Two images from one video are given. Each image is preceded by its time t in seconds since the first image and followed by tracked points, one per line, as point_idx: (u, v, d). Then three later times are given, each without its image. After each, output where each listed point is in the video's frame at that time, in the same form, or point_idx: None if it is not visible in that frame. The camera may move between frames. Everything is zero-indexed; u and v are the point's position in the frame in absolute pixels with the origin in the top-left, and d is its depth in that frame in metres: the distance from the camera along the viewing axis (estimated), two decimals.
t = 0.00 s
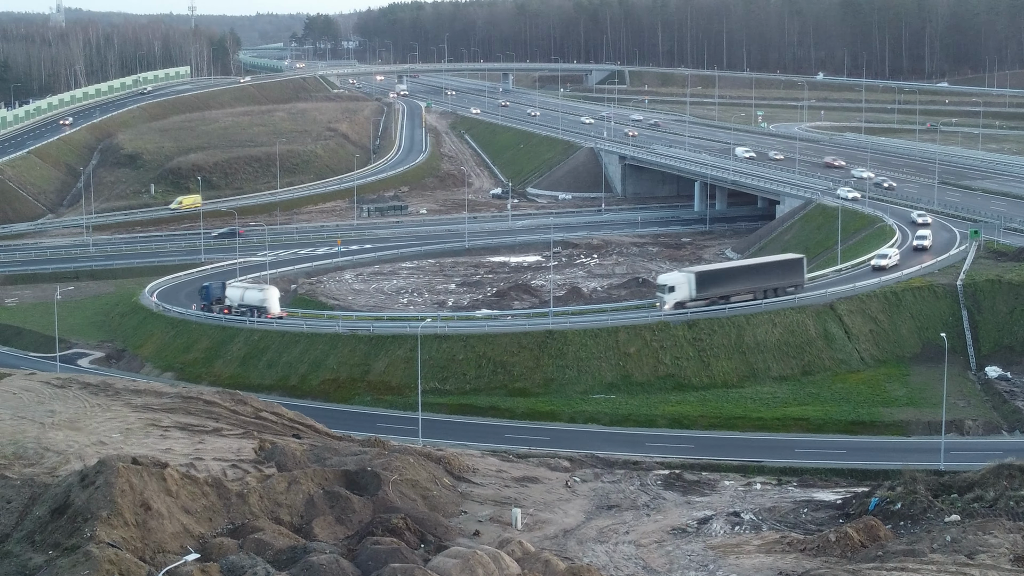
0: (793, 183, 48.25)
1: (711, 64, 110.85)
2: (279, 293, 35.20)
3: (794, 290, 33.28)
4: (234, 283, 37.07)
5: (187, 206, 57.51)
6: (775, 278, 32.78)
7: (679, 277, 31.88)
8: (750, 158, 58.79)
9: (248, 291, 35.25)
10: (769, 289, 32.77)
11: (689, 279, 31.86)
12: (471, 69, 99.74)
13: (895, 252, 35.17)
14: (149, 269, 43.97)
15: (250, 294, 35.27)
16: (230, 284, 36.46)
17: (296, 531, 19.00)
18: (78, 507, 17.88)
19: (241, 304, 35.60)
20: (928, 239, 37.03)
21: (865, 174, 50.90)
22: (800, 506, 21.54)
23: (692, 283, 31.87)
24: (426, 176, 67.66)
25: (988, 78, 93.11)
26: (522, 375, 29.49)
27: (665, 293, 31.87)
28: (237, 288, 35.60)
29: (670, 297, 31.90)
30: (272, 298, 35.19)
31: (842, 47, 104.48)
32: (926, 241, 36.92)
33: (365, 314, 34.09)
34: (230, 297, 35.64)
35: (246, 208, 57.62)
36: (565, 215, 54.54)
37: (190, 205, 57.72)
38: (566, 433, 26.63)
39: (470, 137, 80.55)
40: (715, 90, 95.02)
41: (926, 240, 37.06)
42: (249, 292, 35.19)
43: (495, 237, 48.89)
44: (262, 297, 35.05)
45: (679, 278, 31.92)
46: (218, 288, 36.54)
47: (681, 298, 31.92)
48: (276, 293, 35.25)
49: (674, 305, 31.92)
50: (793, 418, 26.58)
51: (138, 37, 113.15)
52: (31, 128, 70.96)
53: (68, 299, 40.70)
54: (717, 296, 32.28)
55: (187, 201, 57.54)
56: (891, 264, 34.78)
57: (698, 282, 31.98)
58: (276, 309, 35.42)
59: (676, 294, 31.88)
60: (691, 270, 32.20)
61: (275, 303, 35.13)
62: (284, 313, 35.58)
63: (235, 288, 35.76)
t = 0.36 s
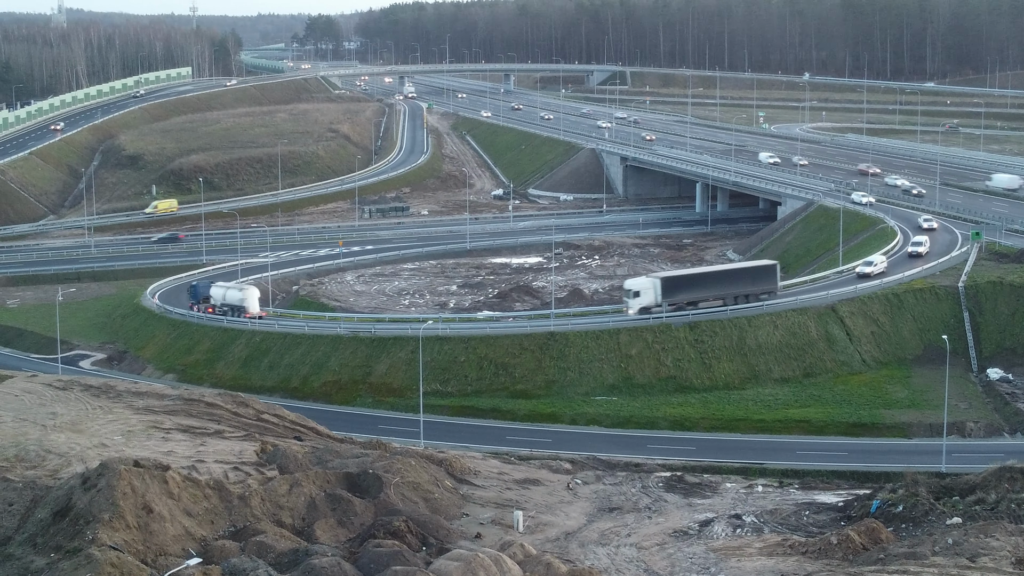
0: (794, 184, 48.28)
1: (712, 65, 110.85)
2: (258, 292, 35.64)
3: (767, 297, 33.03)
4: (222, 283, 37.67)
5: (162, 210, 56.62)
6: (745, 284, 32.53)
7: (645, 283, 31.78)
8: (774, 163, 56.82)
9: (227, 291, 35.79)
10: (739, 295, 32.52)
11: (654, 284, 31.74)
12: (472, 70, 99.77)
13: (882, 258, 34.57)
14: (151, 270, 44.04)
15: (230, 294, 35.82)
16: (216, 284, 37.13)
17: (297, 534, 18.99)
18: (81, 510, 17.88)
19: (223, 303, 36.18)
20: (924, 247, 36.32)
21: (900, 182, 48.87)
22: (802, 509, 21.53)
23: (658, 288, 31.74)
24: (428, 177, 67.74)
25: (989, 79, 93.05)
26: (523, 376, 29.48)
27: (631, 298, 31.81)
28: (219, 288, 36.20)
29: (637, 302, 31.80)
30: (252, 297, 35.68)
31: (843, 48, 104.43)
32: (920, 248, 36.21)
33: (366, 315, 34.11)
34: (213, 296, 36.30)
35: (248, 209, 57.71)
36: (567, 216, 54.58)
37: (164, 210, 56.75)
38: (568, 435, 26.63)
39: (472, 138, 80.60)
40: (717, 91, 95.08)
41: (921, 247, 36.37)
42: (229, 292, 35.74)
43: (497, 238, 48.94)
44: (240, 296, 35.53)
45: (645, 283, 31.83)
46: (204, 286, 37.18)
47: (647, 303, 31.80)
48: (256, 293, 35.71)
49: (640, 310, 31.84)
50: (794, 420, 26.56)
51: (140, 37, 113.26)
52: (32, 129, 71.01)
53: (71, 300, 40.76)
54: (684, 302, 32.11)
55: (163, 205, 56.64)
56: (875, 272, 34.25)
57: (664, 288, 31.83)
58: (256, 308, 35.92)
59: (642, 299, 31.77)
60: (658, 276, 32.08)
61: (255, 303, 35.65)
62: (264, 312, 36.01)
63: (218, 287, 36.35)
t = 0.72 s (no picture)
0: (795, 184, 48.28)
1: (714, 65, 110.92)
2: (239, 291, 35.51)
3: (738, 302, 32.67)
4: (218, 282, 37.85)
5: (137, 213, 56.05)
6: (713, 289, 32.19)
7: (610, 286, 31.64)
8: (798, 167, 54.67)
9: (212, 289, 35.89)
10: (706, 300, 32.15)
11: (619, 288, 31.55)
12: (474, 71, 99.81)
13: (867, 266, 34.14)
14: (153, 270, 44.07)
15: (214, 292, 35.86)
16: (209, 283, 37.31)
17: (299, 535, 18.98)
18: (82, 511, 17.88)
19: (209, 301, 36.26)
20: (919, 253, 35.68)
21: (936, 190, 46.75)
22: (803, 510, 21.52)
23: (623, 292, 31.55)
24: (430, 177, 67.78)
25: (990, 79, 93.06)
26: (525, 377, 29.48)
27: (596, 302, 31.79)
28: (207, 286, 36.35)
29: (601, 306, 31.76)
30: (233, 296, 35.58)
31: (845, 48, 104.42)
32: (914, 254, 35.59)
33: (368, 316, 34.12)
34: (201, 294, 36.46)
35: (250, 209, 57.77)
36: (568, 217, 54.58)
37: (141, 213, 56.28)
38: (569, 436, 26.62)
39: (473, 138, 80.63)
40: (718, 91, 95.13)
41: (916, 253, 35.73)
42: (213, 291, 35.81)
43: (499, 238, 48.96)
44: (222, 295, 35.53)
45: (610, 287, 31.69)
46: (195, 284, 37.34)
47: (611, 307, 31.71)
48: (238, 292, 35.56)
49: (604, 313, 31.80)
50: (796, 421, 26.54)
51: (141, 37, 113.30)
52: (34, 129, 71.09)
53: (72, 300, 40.78)
54: (650, 306, 31.85)
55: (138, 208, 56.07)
56: (858, 279, 33.75)
57: (628, 292, 31.59)
58: (238, 307, 35.77)
59: (606, 303, 31.70)
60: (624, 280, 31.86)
61: (236, 301, 35.53)
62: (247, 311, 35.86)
63: (205, 285, 36.45)
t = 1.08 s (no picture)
0: (796, 184, 48.24)
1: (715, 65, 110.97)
2: (226, 290, 35.37)
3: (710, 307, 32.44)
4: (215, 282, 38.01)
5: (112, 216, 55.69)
6: (681, 293, 32.04)
7: (576, 288, 32.01)
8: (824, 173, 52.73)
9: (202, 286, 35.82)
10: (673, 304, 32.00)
11: (584, 291, 31.89)
12: (475, 71, 99.74)
13: (850, 271, 33.50)
14: (154, 270, 44.05)
15: (203, 290, 35.83)
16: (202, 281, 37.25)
17: (300, 536, 18.97)
18: (83, 511, 17.87)
19: (198, 298, 36.28)
20: (910, 258, 35.18)
21: (971, 196, 45.11)
22: (804, 510, 21.50)
23: (587, 295, 31.85)
24: (431, 178, 67.79)
25: (991, 79, 93.06)
26: (526, 377, 29.46)
27: (562, 304, 32.24)
28: (197, 283, 36.39)
29: (567, 308, 32.17)
30: (220, 294, 35.47)
31: (846, 48, 104.41)
32: (905, 259, 35.08)
33: (368, 316, 34.11)
34: (192, 291, 36.53)
35: (251, 209, 57.77)
36: (569, 217, 54.55)
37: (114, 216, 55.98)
38: (571, 436, 26.61)
39: (474, 137, 80.62)
40: (719, 91, 95.08)
41: (908, 258, 35.21)
42: (201, 288, 35.81)
43: (500, 238, 48.95)
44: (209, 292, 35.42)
45: (577, 289, 32.04)
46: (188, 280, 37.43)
47: (577, 309, 32.04)
48: (225, 291, 35.46)
49: (571, 315, 32.17)
50: (797, 421, 26.53)
51: (142, 37, 113.28)
52: (35, 129, 71.11)
53: (73, 300, 40.74)
54: (615, 309, 31.99)
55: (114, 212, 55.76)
56: (839, 284, 33.21)
57: (592, 295, 31.85)
58: (224, 305, 35.64)
59: (572, 305, 32.08)
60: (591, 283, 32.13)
61: (222, 299, 35.43)
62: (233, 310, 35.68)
63: (196, 282, 36.49)
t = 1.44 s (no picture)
0: (798, 184, 48.18)
1: (717, 65, 110.95)
2: (213, 287, 35.42)
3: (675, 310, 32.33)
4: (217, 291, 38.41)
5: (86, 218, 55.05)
6: (646, 296, 32.05)
7: (538, 290, 31.95)
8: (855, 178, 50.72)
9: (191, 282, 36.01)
10: (638, 307, 32.00)
11: (547, 293, 31.79)
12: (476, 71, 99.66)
13: (828, 276, 33.19)
14: (155, 270, 44.05)
15: (191, 287, 35.97)
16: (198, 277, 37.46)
17: (301, 536, 18.97)
18: (84, 512, 17.87)
19: (189, 295, 36.44)
20: (898, 263, 34.37)
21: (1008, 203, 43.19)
22: (806, 510, 21.47)
23: (550, 297, 31.75)
24: (432, 177, 67.78)
25: (993, 79, 92.93)
26: (528, 377, 29.43)
27: (525, 305, 32.10)
28: (188, 279, 36.54)
29: (531, 310, 32.02)
30: (207, 291, 35.52)
31: (847, 48, 104.30)
32: (894, 263, 34.34)
33: (370, 315, 34.10)
34: (184, 288, 36.71)
35: (252, 209, 57.74)
36: (571, 217, 54.52)
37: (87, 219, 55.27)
38: (573, 436, 26.59)
39: (475, 137, 80.59)
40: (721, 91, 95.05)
41: (896, 263, 34.41)
42: (189, 285, 35.95)
43: (501, 238, 48.93)
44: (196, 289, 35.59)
45: (540, 291, 31.96)
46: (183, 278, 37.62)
47: (539, 312, 31.93)
48: (212, 287, 35.49)
49: (533, 318, 32.00)
50: (798, 421, 26.50)
51: (143, 37, 113.30)
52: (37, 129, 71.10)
53: (74, 300, 40.74)
54: (579, 311, 31.94)
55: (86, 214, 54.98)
56: (817, 289, 32.97)
57: (556, 297, 31.74)
58: (212, 301, 35.72)
59: (535, 307, 31.97)
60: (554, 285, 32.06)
61: (209, 296, 35.49)
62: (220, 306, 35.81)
63: (187, 279, 36.63)
